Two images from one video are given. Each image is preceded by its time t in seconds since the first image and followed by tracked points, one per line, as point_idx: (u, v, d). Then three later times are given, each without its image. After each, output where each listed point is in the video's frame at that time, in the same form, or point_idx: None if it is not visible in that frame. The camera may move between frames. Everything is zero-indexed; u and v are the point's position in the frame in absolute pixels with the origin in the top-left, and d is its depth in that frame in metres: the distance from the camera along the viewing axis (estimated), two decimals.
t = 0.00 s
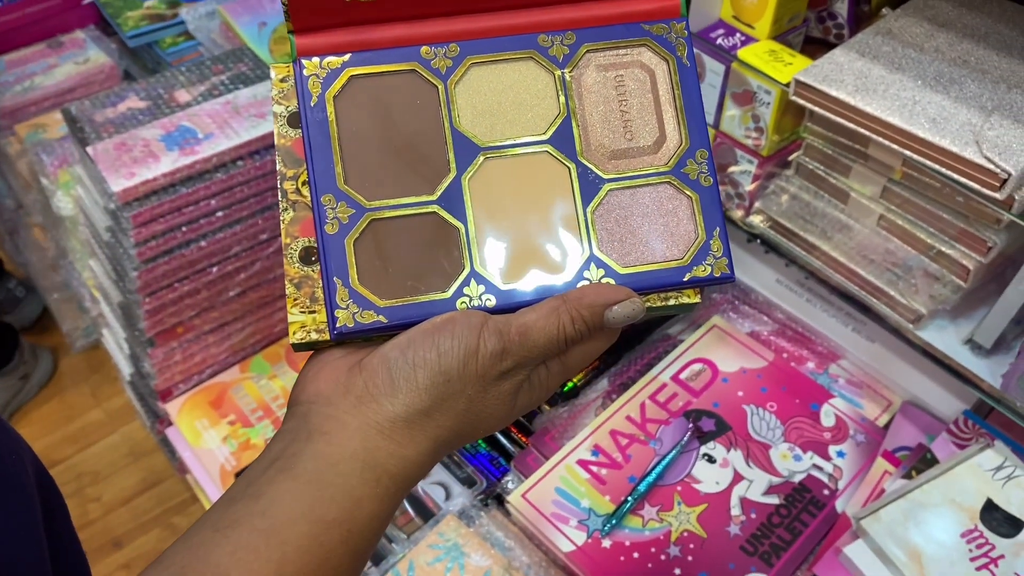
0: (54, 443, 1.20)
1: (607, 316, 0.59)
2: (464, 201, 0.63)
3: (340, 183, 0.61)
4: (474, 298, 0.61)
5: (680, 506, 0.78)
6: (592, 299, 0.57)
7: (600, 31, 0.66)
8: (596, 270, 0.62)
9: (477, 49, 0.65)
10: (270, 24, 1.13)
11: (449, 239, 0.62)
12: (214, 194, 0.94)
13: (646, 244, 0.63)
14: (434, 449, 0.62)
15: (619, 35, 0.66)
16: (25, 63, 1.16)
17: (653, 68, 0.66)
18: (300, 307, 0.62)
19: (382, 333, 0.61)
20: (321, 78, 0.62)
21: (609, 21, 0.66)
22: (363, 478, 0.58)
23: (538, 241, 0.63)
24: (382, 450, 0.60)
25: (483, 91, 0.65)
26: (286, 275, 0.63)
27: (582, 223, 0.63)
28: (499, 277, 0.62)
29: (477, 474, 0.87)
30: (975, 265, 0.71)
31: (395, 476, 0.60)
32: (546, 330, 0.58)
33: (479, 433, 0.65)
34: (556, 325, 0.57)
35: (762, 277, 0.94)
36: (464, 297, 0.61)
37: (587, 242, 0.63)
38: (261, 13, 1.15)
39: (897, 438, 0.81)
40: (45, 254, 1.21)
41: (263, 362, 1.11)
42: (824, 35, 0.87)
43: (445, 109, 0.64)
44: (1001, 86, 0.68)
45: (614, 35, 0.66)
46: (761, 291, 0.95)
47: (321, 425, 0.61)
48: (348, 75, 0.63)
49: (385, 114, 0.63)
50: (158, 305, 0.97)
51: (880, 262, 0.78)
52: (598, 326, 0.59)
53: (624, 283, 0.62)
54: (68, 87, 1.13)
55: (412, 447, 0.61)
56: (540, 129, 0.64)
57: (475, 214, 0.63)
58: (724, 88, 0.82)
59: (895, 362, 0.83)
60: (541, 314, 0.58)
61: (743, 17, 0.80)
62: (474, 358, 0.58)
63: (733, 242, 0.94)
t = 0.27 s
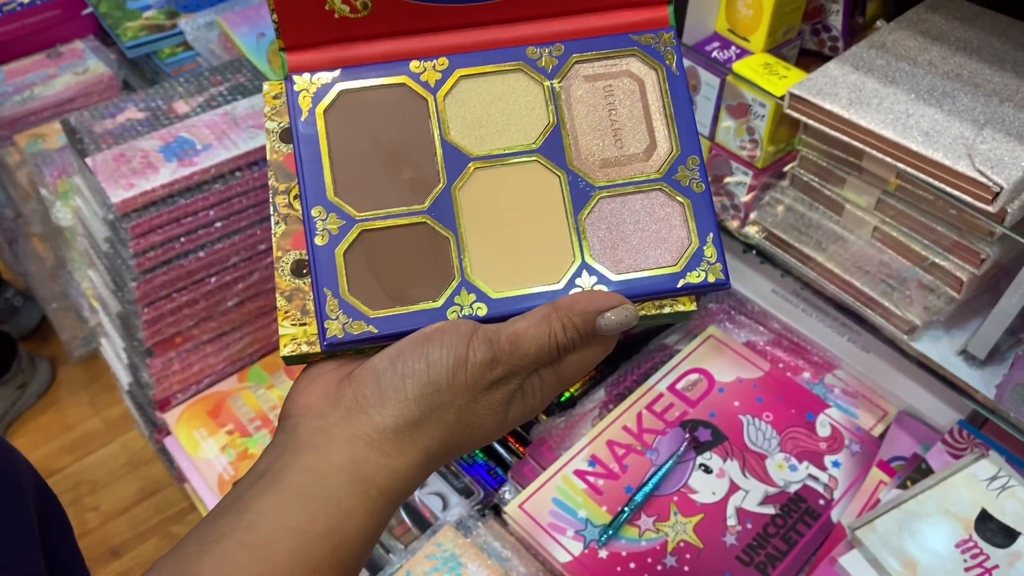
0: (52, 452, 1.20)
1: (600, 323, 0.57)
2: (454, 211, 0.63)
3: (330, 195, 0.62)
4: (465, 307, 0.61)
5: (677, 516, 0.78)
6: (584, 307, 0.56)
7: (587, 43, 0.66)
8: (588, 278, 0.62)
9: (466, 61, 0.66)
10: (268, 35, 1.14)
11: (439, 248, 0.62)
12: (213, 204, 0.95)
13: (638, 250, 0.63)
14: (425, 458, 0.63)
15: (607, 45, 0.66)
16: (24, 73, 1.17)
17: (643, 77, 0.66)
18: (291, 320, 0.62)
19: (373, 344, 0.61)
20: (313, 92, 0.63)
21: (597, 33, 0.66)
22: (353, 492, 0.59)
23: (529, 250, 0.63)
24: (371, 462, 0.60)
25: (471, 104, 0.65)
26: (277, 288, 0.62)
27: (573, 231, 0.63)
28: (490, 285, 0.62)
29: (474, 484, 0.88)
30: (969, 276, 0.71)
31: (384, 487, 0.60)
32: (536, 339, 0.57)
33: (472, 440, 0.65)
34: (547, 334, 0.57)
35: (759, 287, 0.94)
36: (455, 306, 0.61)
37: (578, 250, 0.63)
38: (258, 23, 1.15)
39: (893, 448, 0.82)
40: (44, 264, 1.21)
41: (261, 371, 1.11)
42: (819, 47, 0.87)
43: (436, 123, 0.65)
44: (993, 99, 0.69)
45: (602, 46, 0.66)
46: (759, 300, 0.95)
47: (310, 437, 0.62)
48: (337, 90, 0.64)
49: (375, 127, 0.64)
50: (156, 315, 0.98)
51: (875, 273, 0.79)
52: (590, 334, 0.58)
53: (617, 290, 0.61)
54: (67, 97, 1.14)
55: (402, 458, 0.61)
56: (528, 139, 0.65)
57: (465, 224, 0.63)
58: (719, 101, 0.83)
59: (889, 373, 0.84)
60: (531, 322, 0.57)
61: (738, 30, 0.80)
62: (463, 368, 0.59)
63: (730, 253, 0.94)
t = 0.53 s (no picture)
0: (49, 461, 1.20)
1: (580, 333, 0.57)
2: (437, 221, 0.64)
3: (312, 206, 0.63)
4: (446, 317, 0.61)
5: (672, 525, 0.78)
6: (566, 317, 0.56)
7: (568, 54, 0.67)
8: (568, 289, 0.62)
9: (449, 72, 0.66)
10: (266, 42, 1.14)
11: (420, 258, 0.63)
12: (211, 214, 0.95)
13: (619, 262, 0.64)
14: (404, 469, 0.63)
15: (589, 56, 0.67)
16: (23, 83, 1.17)
17: (626, 88, 0.66)
18: (272, 329, 0.63)
19: (354, 354, 0.61)
20: (296, 104, 0.63)
21: (579, 44, 0.67)
22: (330, 503, 0.59)
23: (510, 260, 0.63)
24: (349, 473, 0.60)
25: (453, 115, 0.66)
26: (260, 297, 0.64)
27: (555, 242, 0.64)
28: (471, 295, 0.62)
29: (470, 494, 0.88)
30: (961, 286, 0.72)
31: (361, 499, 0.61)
32: (515, 349, 0.57)
33: (453, 451, 0.65)
34: (525, 344, 0.57)
35: (753, 297, 0.94)
36: (435, 316, 0.61)
37: (559, 261, 0.63)
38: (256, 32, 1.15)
39: (888, 457, 0.81)
40: (42, 272, 1.22)
41: (258, 380, 1.11)
42: (813, 58, 0.88)
43: (419, 136, 0.65)
44: (984, 111, 0.70)
45: (584, 57, 0.67)
46: (752, 310, 0.95)
47: (287, 450, 0.62)
48: (321, 100, 0.64)
49: (359, 137, 0.64)
50: (153, 324, 0.98)
51: (868, 283, 0.79)
52: (571, 343, 0.58)
53: (597, 301, 0.62)
54: (66, 107, 1.14)
55: (380, 471, 0.61)
56: (511, 149, 0.65)
57: (447, 234, 0.63)
58: (714, 111, 0.83)
59: (883, 382, 0.84)
60: (511, 332, 0.57)
61: (733, 41, 0.81)
62: (441, 379, 0.59)
63: (723, 262, 0.95)
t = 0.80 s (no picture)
0: (49, 469, 1.20)
1: (560, 328, 0.58)
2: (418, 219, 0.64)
3: (294, 203, 0.63)
4: (426, 313, 0.61)
5: (671, 534, 0.79)
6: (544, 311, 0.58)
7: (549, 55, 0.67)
8: (548, 283, 0.62)
9: (432, 71, 0.66)
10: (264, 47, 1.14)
11: (401, 255, 0.63)
12: (211, 222, 0.95)
13: (598, 258, 0.64)
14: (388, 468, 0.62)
15: (569, 56, 0.67)
16: (24, 91, 1.18)
17: (605, 88, 0.67)
18: (257, 325, 0.63)
19: (336, 349, 0.61)
20: (278, 103, 0.64)
21: (559, 44, 0.67)
22: (311, 501, 0.59)
23: (491, 256, 0.64)
24: (333, 471, 0.60)
25: (435, 114, 0.66)
26: (245, 293, 0.65)
27: (534, 239, 0.64)
28: (451, 292, 0.62)
29: (469, 502, 0.88)
30: (959, 295, 0.72)
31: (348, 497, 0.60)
32: (496, 345, 0.58)
33: (434, 452, 0.65)
34: (506, 340, 0.57)
35: (751, 305, 0.94)
36: (416, 312, 0.61)
37: (540, 257, 0.63)
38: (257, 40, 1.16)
39: (886, 464, 0.82)
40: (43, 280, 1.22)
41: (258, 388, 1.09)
42: (811, 67, 0.88)
43: (399, 135, 0.65)
44: (982, 120, 0.70)
45: (564, 58, 0.67)
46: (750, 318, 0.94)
47: (270, 448, 0.61)
48: (304, 98, 0.65)
49: (340, 136, 0.65)
50: (153, 332, 0.98)
51: (867, 292, 0.79)
52: (551, 339, 0.59)
53: (576, 296, 0.62)
54: (67, 115, 1.15)
55: (363, 470, 0.60)
56: (492, 147, 0.66)
57: (427, 231, 0.64)
58: (712, 120, 0.83)
59: (882, 390, 0.84)
60: (491, 328, 0.58)
61: (731, 50, 0.81)
62: (423, 378, 0.58)
63: (722, 269, 0.96)
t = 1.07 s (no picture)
0: (49, 475, 1.20)
1: (554, 320, 0.58)
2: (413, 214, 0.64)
3: (289, 199, 0.63)
4: (421, 305, 0.61)
5: (671, 541, 0.78)
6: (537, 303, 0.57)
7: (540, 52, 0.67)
8: (542, 277, 0.62)
9: (424, 68, 0.67)
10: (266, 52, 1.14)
11: (395, 250, 0.63)
12: (212, 229, 0.96)
13: (591, 251, 0.64)
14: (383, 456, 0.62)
15: (560, 54, 0.67)
16: (26, 98, 1.18)
17: (595, 84, 0.67)
18: (253, 321, 0.62)
19: (332, 343, 0.61)
20: (272, 101, 0.64)
21: (551, 42, 0.68)
22: (309, 495, 0.59)
23: (485, 250, 0.63)
24: (332, 465, 0.60)
25: (427, 112, 0.66)
26: (241, 290, 0.64)
27: (527, 233, 0.64)
28: (446, 285, 0.62)
29: (470, 509, 0.88)
30: (959, 302, 0.72)
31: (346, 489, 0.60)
32: (491, 338, 0.58)
33: (431, 441, 0.65)
34: (500, 332, 0.57)
35: (749, 309, 0.94)
36: (411, 305, 0.61)
37: (533, 250, 0.63)
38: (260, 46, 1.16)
39: (888, 471, 0.82)
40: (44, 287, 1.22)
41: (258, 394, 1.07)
42: (811, 75, 0.88)
43: (393, 132, 0.65)
44: (981, 127, 0.70)
45: (555, 55, 0.67)
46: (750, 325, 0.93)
47: (269, 442, 0.61)
48: (298, 96, 0.65)
49: (335, 132, 0.65)
50: (154, 338, 0.98)
51: (867, 299, 0.79)
52: (545, 331, 0.59)
53: (569, 288, 0.62)
54: (68, 122, 1.15)
55: (359, 461, 0.61)
56: (484, 144, 0.66)
57: (421, 225, 0.64)
58: (712, 126, 0.83)
59: (883, 398, 0.84)
60: (486, 321, 0.58)
61: (730, 57, 0.81)
62: (420, 370, 0.58)
63: (722, 276, 0.96)
